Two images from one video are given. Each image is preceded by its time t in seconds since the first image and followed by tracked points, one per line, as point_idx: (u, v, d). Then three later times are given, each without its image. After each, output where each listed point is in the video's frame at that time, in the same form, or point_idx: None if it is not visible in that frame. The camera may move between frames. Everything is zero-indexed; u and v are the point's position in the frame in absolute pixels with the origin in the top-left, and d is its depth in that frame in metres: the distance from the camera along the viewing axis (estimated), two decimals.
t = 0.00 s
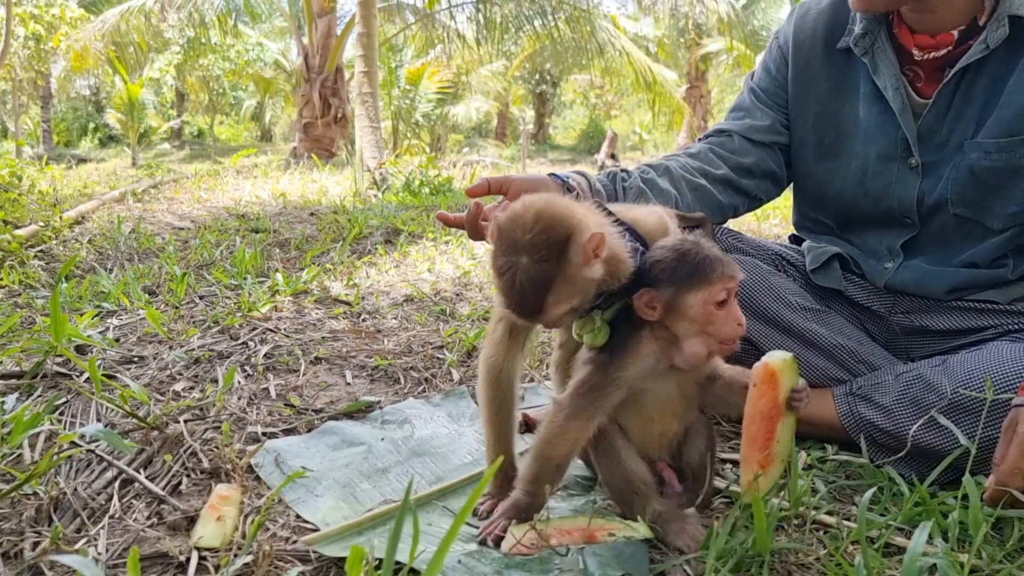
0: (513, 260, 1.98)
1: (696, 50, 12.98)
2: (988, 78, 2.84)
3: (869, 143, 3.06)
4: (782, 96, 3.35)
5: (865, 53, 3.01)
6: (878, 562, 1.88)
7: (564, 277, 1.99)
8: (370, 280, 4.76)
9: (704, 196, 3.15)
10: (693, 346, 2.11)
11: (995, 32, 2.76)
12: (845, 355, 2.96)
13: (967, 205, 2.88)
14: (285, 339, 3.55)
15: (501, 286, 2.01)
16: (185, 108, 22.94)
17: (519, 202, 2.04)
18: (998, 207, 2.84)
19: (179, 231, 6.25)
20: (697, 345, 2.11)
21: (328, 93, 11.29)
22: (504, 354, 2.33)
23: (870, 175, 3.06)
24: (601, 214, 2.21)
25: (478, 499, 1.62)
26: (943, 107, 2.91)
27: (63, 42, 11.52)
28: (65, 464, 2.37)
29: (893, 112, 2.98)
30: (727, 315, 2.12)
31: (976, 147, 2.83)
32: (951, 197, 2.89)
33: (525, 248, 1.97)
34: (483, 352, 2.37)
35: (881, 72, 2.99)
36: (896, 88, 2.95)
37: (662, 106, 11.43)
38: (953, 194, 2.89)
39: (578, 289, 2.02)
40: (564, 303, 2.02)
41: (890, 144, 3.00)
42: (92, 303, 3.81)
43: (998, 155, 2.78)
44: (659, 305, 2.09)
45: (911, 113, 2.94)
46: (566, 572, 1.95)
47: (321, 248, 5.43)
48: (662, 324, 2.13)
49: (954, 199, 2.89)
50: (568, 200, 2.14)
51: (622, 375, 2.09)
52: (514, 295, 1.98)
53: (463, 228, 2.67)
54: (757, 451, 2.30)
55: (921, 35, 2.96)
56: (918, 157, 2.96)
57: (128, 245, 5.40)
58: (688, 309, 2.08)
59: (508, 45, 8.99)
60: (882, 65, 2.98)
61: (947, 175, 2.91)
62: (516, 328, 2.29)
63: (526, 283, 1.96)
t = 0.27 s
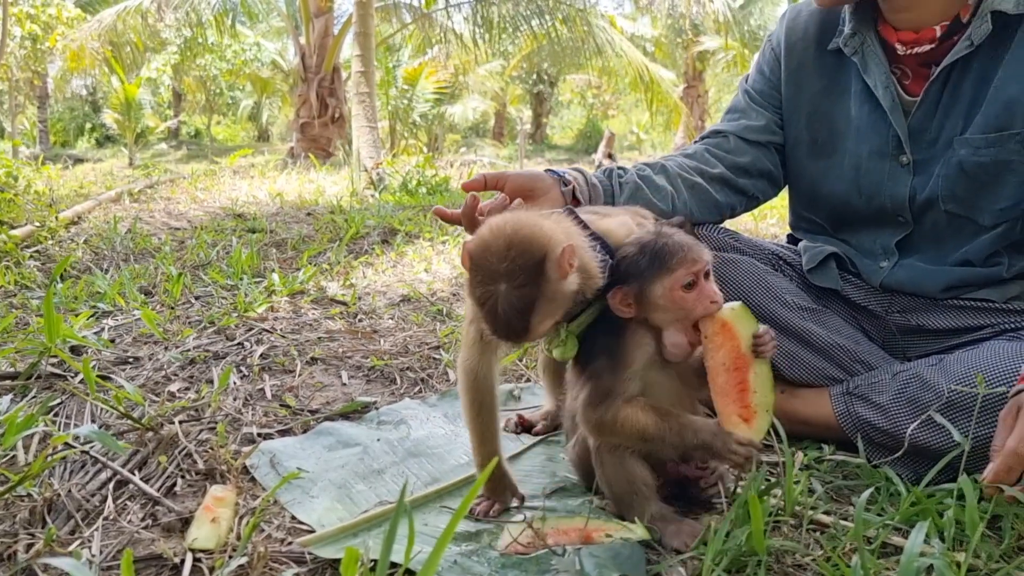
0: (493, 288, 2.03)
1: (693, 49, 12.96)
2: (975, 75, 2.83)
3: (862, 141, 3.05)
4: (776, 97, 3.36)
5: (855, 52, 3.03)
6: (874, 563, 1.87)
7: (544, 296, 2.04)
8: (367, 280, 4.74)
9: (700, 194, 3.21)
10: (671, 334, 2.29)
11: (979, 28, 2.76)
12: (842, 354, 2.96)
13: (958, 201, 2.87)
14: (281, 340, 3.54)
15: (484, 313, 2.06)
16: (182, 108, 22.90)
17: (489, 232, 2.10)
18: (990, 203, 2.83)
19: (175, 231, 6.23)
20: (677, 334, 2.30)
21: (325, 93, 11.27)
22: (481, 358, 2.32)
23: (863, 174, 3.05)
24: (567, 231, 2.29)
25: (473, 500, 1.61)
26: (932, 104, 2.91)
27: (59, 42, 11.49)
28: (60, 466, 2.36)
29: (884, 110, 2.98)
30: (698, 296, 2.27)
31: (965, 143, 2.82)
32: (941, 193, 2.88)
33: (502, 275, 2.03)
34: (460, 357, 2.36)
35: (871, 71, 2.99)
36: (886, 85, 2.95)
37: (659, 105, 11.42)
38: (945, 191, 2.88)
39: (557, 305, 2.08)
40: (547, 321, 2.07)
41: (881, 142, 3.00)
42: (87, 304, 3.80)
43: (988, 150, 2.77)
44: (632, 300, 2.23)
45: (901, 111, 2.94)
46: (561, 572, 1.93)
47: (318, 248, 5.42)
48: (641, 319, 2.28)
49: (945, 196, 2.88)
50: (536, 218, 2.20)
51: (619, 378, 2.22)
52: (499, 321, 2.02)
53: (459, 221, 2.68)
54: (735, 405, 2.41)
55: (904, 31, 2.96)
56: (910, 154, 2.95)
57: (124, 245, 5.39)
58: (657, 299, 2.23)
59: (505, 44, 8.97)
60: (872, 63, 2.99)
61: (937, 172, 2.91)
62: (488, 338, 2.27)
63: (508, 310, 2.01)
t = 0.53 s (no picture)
0: (500, 313, 2.02)
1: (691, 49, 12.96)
2: (962, 72, 2.84)
3: (854, 141, 3.06)
4: (769, 100, 3.38)
5: (844, 53, 3.05)
6: (872, 561, 1.88)
7: (549, 308, 2.04)
8: (365, 281, 4.74)
9: (697, 193, 3.21)
10: (681, 323, 2.29)
11: (965, 26, 2.77)
12: (841, 354, 2.96)
13: (950, 197, 2.88)
14: (280, 340, 3.54)
15: (493, 340, 2.04)
16: (180, 109, 22.88)
17: (481, 261, 2.07)
18: (980, 198, 2.84)
19: (174, 231, 6.23)
20: (684, 323, 2.30)
21: (323, 93, 11.27)
22: (473, 358, 2.31)
23: (856, 173, 3.06)
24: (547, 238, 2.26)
25: (472, 499, 1.61)
26: (920, 102, 2.93)
27: (57, 42, 11.48)
28: (59, 465, 2.36)
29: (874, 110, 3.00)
30: (705, 286, 2.26)
31: (954, 138, 2.83)
32: (933, 188, 2.89)
33: (506, 299, 2.02)
34: (452, 358, 2.35)
35: (860, 71, 3.01)
36: (875, 85, 2.97)
37: (658, 105, 11.42)
38: (936, 188, 2.89)
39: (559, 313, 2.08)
40: (554, 327, 2.07)
41: (873, 141, 3.01)
42: (86, 304, 3.80)
43: (977, 146, 2.79)
44: (641, 296, 2.22)
45: (891, 109, 2.96)
46: (560, 571, 1.93)
47: (317, 248, 5.42)
48: (648, 314, 2.26)
49: (937, 192, 2.89)
50: (516, 231, 2.17)
51: (626, 372, 2.21)
52: (511, 347, 2.01)
53: (459, 218, 2.68)
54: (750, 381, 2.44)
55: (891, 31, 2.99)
56: (900, 152, 2.97)
57: (123, 246, 5.38)
58: (668, 293, 2.22)
59: (503, 44, 8.97)
60: (860, 64, 3.01)
61: (928, 169, 2.92)
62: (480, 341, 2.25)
63: (520, 327, 2.00)
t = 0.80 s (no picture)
0: (513, 306, 2.03)
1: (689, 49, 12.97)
2: (953, 67, 2.85)
3: (849, 139, 3.07)
4: (764, 100, 3.39)
5: (835, 53, 3.06)
6: (869, 559, 1.88)
7: (561, 308, 2.07)
8: (363, 280, 4.74)
9: (694, 192, 3.22)
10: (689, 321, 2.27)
11: (954, 22, 2.79)
12: (838, 352, 2.97)
13: (944, 192, 2.88)
14: (278, 339, 3.54)
15: (503, 335, 2.04)
16: (178, 108, 22.86)
17: (496, 252, 2.09)
18: (975, 193, 2.84)
19: (172, 231, 6.22)
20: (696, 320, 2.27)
21: (322, 93, 11.27)
22: (467, 359, 2.32)
23: (851, 171, 3.07)
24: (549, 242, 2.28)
25: (471, 498, 1.61)
26: (912, 100, 2.93)
27: (55, 41, 11.47)
28: (57, 465, 2.36)
29: (865, 107, 3.00)
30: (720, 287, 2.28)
31: (946, 134, 2.84)
32: (926, 184, 2.89)
33: (522, 293, 2.04)
34: (445, 359, 2.37)
35: (852, 70, 3.02)
36: (866, 83, 2.98)
37: (656, 105, 11.43)
38: (931, 184, 2.89)
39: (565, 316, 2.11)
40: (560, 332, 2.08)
41: (866, 139, 3.02)
42: (84, 304, 3.79)
43: (970, 141, 2.79)
44: (656, 287, 2.19)
45: (883, 107, 2.96)
46: (558, 569, 1.93)
47: (314, 248, 5.42)
48: (662, 305, 2.24)
49: (930, 187, 2.89)
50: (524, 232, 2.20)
51: (636, 368, 2.19)
52: (522, 340, 2.02)
53: (459, 217, 2.69)
54: (756, 379, 2.42)
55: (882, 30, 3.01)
56: (894, 149, 2.97)
57: (121, 245, 5.38)
58: (687, 285, 2.21)
59: (501, 44, 8.97)
60: (851, 62, 3.02)
61: (920, 166, 2.92)
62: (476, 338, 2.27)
63: (532, 323, 2.02)
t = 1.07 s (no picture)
0: (514, 296, 2.03)
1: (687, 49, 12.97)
2: (947, 67, 2.85)
3: (844, 138, 3.07)
4: (761, 100, 3.39)
5: (831, 53, 3.07)
6: (866, 560, 1.88)
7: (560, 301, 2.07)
8: (361, 281, 4.74)
9: (692, 192, 3.21)
10: (693, 321, 2.25)
11: (948, 21, 2.79)
12: (835, 352, 2.97)
13: (939, 191, 2.88)
14: (275, 340, 3.53)
15: (501, 324, 2.04)
16: (176, 109, 22.84)
17: (498, 242, 2.11)
18: (971, 192, 2.84)
19: (169, 231, 6.21)
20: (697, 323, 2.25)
21: (320, 93, 11.26)
22: (464, 359, 2.32)
23: (847, 171, 3.06)
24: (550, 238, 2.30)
25: (467, 500, 1.61)
26: (907, 99, 2.93)
27: (52, 41, 11.45)
28: (53, 466, 2.35)
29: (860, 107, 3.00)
30: (724, 292, 2.27)
31: (942, 133, 2.84)
32: (922, 183, 2.90)
33: (522, 282, 2.05)
34: (443, 359, 2.36)
35: (847, 69, 3.02)
36: (861, 82, 2.98)
37: (654, 105, 11.43)
38: (927, 182, 2.89)
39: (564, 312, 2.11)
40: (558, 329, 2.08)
41: (862, 138, 3.01)
42: (81, 305, 3.79)
43: (965, 139, 2.79)
44: (657, 279, 2.23)
45: (878, 106, 2.96)
46: (555, 570, 1.94)
47: (312, 248, 5.41)
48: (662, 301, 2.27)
49: (926, 186, 2.89)
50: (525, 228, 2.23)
51: (643, 369, 2.19)
52: (520, 328, 2.01)
53: (457, 219, 2.70)
54: (781, 396, 2.42)
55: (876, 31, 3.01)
56: (889, 148, 2.97)
57: (118, 246, 5.37)
58: (690, 284, 2.23)
59: (498, 44, 8.96)
60: (846, 62, 3.02)
61: (916, 165, 2.92)
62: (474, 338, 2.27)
63: (531, 313, 2.02)
